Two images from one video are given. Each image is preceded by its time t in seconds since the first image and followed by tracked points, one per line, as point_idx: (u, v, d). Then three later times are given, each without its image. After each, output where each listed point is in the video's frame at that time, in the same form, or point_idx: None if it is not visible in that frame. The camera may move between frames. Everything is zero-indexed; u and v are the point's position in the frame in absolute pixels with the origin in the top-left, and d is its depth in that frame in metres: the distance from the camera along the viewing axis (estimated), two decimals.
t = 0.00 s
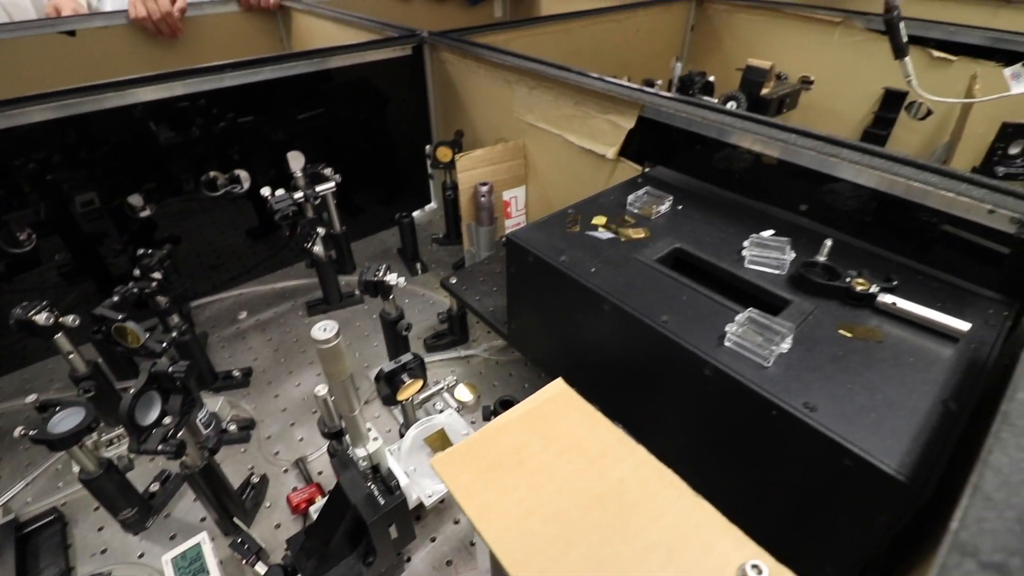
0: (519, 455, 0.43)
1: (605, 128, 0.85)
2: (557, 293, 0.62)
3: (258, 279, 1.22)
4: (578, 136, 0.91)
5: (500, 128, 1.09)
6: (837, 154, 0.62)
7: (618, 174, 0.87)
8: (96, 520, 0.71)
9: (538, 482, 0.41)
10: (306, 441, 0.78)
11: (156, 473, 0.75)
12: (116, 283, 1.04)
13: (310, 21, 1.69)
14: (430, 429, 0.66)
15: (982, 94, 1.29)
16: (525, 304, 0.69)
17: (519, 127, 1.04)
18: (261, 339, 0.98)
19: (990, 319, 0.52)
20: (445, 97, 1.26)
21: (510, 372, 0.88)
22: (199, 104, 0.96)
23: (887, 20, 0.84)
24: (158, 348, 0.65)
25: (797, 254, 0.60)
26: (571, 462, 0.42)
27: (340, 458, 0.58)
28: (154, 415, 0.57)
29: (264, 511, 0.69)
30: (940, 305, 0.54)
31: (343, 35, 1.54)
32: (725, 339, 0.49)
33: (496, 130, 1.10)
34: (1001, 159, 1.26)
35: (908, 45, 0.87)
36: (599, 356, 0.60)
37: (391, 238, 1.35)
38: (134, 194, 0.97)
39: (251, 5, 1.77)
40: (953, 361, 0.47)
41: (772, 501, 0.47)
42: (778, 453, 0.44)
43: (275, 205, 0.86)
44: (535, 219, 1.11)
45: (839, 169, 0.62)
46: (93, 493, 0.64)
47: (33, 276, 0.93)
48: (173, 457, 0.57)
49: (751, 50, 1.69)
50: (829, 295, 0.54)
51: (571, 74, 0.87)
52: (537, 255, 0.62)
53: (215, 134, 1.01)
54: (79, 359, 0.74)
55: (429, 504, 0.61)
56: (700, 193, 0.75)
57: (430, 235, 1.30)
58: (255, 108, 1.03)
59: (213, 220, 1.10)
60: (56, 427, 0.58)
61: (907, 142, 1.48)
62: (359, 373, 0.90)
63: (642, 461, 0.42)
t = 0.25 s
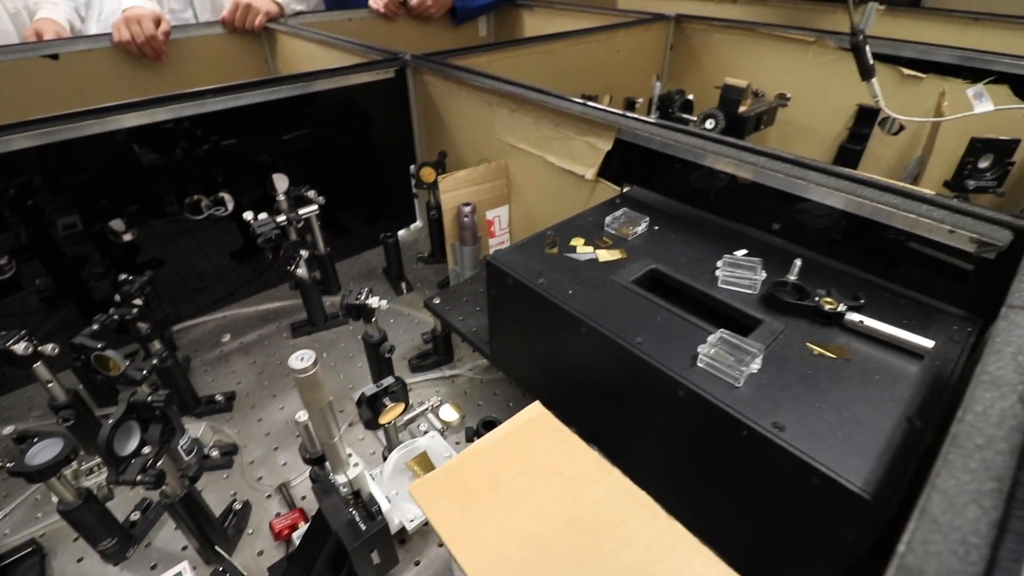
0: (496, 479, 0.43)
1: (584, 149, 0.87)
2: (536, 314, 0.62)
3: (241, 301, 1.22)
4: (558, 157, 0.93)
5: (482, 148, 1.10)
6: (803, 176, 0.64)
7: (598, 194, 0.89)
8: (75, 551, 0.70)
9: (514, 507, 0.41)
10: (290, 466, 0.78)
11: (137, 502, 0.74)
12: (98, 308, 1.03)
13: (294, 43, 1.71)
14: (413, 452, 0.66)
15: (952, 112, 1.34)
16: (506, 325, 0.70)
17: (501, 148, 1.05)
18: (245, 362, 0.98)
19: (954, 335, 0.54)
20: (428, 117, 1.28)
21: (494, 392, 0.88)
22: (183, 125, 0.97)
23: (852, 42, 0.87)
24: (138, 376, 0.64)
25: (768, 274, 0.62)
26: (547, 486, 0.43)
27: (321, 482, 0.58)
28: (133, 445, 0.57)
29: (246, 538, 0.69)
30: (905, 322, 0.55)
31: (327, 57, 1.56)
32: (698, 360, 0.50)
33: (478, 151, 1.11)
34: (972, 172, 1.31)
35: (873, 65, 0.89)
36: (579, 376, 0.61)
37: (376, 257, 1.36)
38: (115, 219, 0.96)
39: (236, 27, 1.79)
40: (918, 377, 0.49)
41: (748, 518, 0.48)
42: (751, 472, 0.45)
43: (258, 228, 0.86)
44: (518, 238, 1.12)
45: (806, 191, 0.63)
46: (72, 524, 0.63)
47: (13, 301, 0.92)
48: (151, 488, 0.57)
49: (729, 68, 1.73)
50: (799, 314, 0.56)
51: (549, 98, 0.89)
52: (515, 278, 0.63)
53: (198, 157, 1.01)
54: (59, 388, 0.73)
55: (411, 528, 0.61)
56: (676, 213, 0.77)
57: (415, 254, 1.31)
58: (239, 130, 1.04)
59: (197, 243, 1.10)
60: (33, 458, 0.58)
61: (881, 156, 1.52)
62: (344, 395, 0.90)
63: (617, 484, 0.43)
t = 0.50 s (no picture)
0: (473, 496, 0.44)
1: (565, 164, 0.88)
2: (517, 330, 0.63)
3: (227, 320, 1.22)
4: (540, 172, 0.94)
5: (466, 163, 1.11)
6: (775, 190, 0.65)
7: (580, 207, 0.90)
8: None
9: (492, 524, 0.42)
10: (276, 485, 0.78)
11: (120, 526, 0.73)
12: (82, 328, 1.03)
13: (280, 60, 1.72)
14: (396, 470, 0.66)
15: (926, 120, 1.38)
16: (488, 340, 0.70)
17: (484, 163, 1.07)
18: (231, 381, 0.98)
19: (923, 343, 0.55)
20: (413, 133, 1.29)
21: (480, 406, 0.89)
22: (167, 144, 0.97)
23: (822, 57, 0.89)
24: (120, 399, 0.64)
25: (743, 286, 0.63)
26: (525, 503, 0.43)
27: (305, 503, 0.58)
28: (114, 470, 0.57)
29: (231, 559, 0.69)
30: (876, 331, 0.57)
31: (313, 74, 1.57)
32: (673, 373, 0.51)
33: (463, 166, 1.13)
34: (947, 179, 1.34)
35: (845, 79, 0.92)
36: (562, 390, 0.61)
37: (362, 272, 1.37)
38: (99, 239, 0.96)
39: (222, 44, 1.79)
40: (888, 386, 0.50)
41: (729, 529, 0.49)
42: (728, 483, 0.46)
43: (241, 248, 0.87)
44: (504, 251, 1.13)
45: (778, 204, 0.65)
46: (53, 550, 0.62)
47: None
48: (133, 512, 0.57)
49: (709, 80, 1.77)
50: (773, 325, 0.57)
51: (530, 114, 0.90)
52: (496, 294, 0.64)
53: (183, 176, 1.01)
54: (41, 412, 0.73)
55: (395, 546, 0.62)
56: (655, 227, 0.78)
57: (402, 268, 1.32)
58: (224, 148, 1.04)
59: (182, 261, 1.10)
60: (13, 485, 0.57)
61: (859, 165, 1.55)
62: (330, 412, 0.90)
63: (594, 498, 0.43)
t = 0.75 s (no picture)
0: (457, 514, 0.45)
1: (549, 178, 0.90)
2: (501, 345, 0.64)
3: (214, 336, 1.21)
4: (525, 186, 0.95)
5: (453, 177, 1.12)
6: (751, 205, 0.67)
7: (564, 220, 0.91)
8: None
9: (476, 542, 0.42)
10: (263, 503, 0.78)
11: (105, 548, 0.73)
12: (68, 347, 1.02)
13: (267, 75, 1.73)
14: (382, 487, 0.65)
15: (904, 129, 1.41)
16: (474, 354, 0.71)
17: (470, 177, 1.08)
18: (218, 398, 0.98)
19: (897, 353, 0.56)
20: (400, 147, 1.30)
21: (468, 419, 0.89)
22: (154, 161, 0.97)
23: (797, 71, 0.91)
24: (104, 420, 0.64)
25: (722, 299, 0.64)
26: (508, 520, 0.44)
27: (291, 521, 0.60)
28: (98, 493, 0.57)
29: None
30: (851, 342, 0.58)
31: (300, 89, 1.58)
32: (653, 387, 0.52)
33: (449, 179, 1.14)
34: (926, 186, 1.37)
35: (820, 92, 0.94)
36: (546, 404, 0.62)
37: (351, 285, 1.37)
38: (86, 257, 0.96)
39: (209, 60, 1.80)
40: (862, 395, 0.51)
41: (712, 541, 0.49)
42: (709, 496, 0.47)
43: (228, 266, 0.87)
44: (491, 264, 1.15)
45: (754, 218, 0.66)
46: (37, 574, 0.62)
47: None
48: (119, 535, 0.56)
49: (693, 91, 1.80)
50: (751, 337, 0.58)
51: (513, 130, 0.92)
52: (479, 310, 0.64)
53: (169, 193, 1.02)
54: (26, 434, 0.72)
55: (381, 564, 0.61)
56: (636, 240, 0.79)
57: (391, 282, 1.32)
58: (210, 165, 1.05)
59: (170, 278, 1.10)
60: None
61: (841, 172, 1.58)
62: (318, 428, 0.90)
63: (575, 514, 0.44)
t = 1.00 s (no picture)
0: (447, 536, 0.45)
1: (538, 196, 0.91)
2: (491, 364, 0.65)
3: (206, 354, 1.21)
4: (515, 203, 0.96)
5: (444, 194, 1.14)
6: (734, 224, 0.68)
7: (554, 237, 0.93)
8: None
9: (465, 563, 0.43)
10: (254, 524, 0.77)
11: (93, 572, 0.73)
12: (58, 367, 1.02)
13: (260, 93, 1.75)
14: (373, 508, 0.65)
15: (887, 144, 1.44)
16: (464, 372, 0.72)
17: (461, 195, 1.09)
18: (209, 418, 0.98)
19: (879, 369, 0.57)
20: (392, 164, 1.31)
21: (460, 437, 0.89)
22: (146, 180, 0.98)
23: (780, 90, 0.92)
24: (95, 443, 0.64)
25: (707, 316, 0.65)
26: (497, 541, 0.44)
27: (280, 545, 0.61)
28: (87, 518, 0.57)
29: None
30: (834, 358, 0.59)
31: (293, 106, 1.59)
32: (640, 407, 0.53)
33: (440, 196, 1.15)
34: (910, 200, 1.39)
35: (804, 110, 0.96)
36: (536, 423, 0.62)
37: (343, 302, 1.37)
38: (77, 277, 0.97)
39: (203, 77, 1.81)
40: (845, 412, 0.52)
41: (701, 559, 0.50)
42: (696, 515, 0.47)
43: (219, 285, 0.87)
44: (482, 280, 1.16)
45: (738, 237, 0.67)
46: None
47: None
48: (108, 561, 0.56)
49: (682, 106, 1.82)
50: (736, 355, 0.59)
51: (503, 149, 0.93)
52: (469, 329, 0.65)
53: (162, 212, 1.02)
54: (14, 457, 0.71)
55: None
56: (624, 257, 0.80)
57: (383, 298, 1.33)
58: (202, 183, 1.05)
59: (162, 296, 1.10)
60: None
61: (828, 186, 1.61)
62: (310, 447, 0.90)
63: (562, 535, 0.45)
